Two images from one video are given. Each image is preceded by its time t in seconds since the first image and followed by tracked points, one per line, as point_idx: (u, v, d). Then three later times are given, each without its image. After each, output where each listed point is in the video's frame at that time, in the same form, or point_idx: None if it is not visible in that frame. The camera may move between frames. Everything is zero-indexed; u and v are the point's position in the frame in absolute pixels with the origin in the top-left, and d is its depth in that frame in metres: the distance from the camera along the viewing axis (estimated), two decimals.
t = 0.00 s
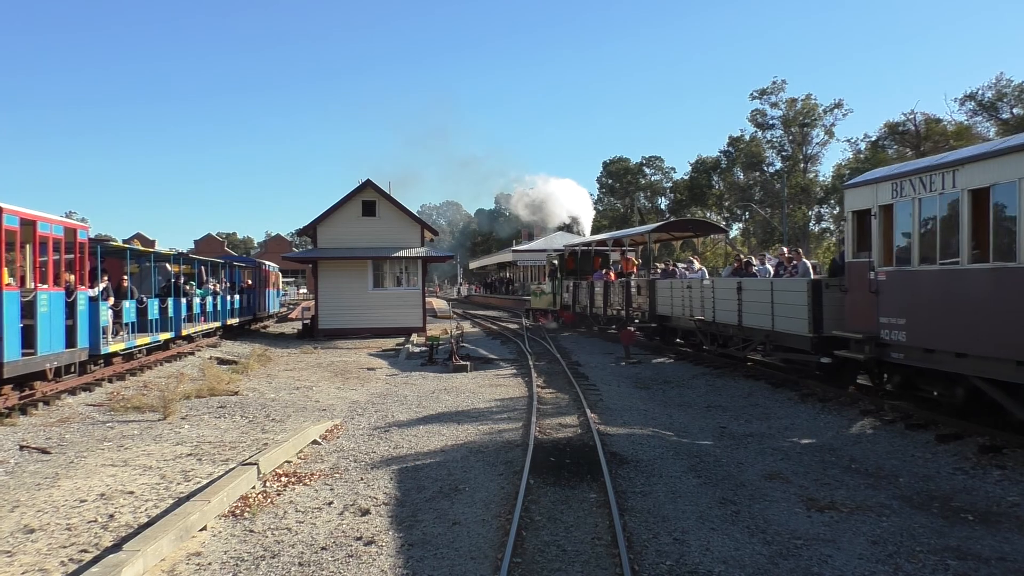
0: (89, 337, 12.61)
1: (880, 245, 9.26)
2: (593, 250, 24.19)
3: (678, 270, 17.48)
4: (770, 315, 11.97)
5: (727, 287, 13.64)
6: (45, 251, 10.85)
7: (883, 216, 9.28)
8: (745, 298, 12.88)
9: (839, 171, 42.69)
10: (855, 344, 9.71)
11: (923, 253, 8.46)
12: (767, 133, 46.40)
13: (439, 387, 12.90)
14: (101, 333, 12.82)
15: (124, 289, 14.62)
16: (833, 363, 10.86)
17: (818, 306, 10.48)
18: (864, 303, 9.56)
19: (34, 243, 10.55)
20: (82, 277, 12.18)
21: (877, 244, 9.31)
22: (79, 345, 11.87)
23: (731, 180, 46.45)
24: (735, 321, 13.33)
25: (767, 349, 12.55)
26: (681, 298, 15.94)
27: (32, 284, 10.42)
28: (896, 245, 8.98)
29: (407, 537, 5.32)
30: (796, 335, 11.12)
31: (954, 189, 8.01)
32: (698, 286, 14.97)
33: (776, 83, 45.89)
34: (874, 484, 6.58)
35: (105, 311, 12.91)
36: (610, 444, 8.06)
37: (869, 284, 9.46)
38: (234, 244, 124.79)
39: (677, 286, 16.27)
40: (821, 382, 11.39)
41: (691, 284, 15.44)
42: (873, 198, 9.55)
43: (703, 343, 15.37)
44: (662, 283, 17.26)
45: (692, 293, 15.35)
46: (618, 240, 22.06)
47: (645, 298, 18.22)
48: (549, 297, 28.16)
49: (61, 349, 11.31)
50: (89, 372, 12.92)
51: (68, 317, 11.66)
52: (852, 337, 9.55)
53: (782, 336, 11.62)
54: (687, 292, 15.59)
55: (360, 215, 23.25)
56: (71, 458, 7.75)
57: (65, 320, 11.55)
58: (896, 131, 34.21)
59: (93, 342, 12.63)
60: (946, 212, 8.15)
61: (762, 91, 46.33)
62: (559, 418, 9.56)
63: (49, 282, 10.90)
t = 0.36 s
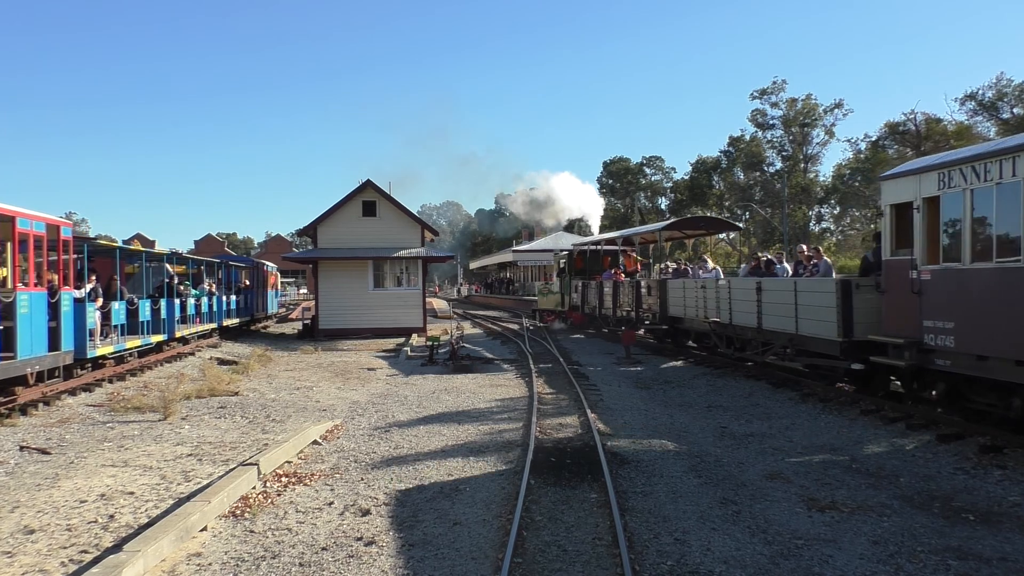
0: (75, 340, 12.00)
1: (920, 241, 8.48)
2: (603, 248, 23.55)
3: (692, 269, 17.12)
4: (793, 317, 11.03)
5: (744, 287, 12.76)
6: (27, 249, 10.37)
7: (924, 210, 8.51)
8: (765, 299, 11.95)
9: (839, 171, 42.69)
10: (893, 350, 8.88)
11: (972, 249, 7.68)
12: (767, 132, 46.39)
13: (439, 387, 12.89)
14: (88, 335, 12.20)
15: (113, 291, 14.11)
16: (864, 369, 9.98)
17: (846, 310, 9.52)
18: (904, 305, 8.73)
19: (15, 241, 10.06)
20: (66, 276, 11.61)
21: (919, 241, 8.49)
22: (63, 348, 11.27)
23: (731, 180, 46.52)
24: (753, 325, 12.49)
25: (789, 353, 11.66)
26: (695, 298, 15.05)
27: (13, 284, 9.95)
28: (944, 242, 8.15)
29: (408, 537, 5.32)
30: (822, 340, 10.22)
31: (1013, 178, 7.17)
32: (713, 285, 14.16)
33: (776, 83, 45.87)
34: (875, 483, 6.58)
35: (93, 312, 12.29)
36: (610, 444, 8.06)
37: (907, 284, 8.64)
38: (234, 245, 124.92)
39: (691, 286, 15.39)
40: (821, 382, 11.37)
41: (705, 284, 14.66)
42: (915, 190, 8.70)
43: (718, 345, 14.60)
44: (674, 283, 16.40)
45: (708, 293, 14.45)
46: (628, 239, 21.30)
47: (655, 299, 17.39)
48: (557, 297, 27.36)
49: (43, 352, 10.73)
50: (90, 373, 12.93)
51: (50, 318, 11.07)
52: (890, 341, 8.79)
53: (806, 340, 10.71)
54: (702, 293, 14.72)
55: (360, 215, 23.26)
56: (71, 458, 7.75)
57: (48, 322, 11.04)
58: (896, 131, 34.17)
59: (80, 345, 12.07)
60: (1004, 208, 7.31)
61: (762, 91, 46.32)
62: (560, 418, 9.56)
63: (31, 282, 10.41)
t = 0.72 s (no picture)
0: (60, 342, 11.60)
1: (975, 236, 7.69)
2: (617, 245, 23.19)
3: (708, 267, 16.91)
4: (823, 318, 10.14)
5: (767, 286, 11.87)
6: (8, 247, 9.99)
7: (981, 201, 7.68)
8: (791, 298, 11.07)
9: (841, 171, 42.66)
10: (942, 356, 8.03)
11: None
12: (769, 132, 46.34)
13: (440, 386, 12.86)
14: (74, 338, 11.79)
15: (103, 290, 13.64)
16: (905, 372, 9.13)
17: (885, 311, 8.61)
18: (956, 306, 7.94)
19: None
20: (51, 276, 11.20)
21: (974, 236, 7.68)
22: (47, 350, 10.86)
23: (732, 179, 46.51)
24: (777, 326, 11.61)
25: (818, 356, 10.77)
26: (712, 298, 14.25)
27: None
28: (1004, 238, 7.33)
29: (410, 537, 5.31)
30: (858, 342, 9.34)
31: None
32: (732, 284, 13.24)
33: (778, 82, 45.81)
34: (878, 483, 6.56)
35: (80, 312, 11.88)
36: (612, 443, 8.05)
37: (961, 282, 7.83)
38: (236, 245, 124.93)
39: (708, 285, 14.57)
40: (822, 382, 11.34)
41: (723, 283, 13.81)
42: (968, 179, 7.88)
43: (738, 347, 13.73)
44: (690, 283, 15.63)
45: (727, 292, 13.60)
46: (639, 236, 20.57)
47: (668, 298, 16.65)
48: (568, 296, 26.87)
49: (26, 355, 10.35)
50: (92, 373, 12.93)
51: (34, 320, 10.67)
52: (939, 347, 7.93)
53: (839, 342, 9.82)
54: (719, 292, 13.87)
55: (360, 215, 23.24)
56: (73, 458, 7.74)
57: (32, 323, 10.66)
58: (898, 130, 34.06)
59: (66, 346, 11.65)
60: None
61: (764, 90, 46.25)
62: (561, 417, 9.53)
63: (13, 281, 10.04)
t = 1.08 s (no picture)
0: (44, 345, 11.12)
1: None
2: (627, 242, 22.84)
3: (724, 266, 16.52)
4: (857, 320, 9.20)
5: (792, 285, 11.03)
6: None
7: None
8: (820, 298, 10.15)
9: (842, 170, 42.67)
10: (1000, 364, 7.07)
11: None
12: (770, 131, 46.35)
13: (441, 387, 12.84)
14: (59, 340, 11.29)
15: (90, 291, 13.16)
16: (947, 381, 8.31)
17: (929, 313, 7.68)
18: (1012, 307, 6.99)
19: None
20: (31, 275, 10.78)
21: None
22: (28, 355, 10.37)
23: (733, 179, 46.51)
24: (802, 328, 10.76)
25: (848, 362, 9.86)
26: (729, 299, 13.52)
27: None
28: None
29: (411, 536, 5.31)
30: (896, 348, 8.38)
31: None
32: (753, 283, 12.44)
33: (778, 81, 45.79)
34: (879, 482, 6.55)
35: (65, 315, 11.39)
36: (614, 443, 8.05)
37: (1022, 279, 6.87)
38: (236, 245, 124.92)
39: (726, 285, 13.82)
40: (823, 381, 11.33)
41: (742, 281, 13.08)
42: None
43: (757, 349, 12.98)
44: (705, 282, 14.96)
45: (745, 292, 12.78)
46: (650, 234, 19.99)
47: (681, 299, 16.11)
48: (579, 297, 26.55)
49: (6, 359, 9.88)
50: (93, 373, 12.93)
51: (13, 321, 10.25)
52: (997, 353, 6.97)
53: (873, 347, 8.93)
54: (738, 291, 13.11)
55: (360, 215, 23.25)
56: (74, 458, 7.75)
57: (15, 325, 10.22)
58: (900, 130, 33.89)
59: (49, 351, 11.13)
60: None
61: (766, 89, 46.24)
62: (562, 417, 9.51)
63: None
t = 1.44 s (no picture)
0: (25, 347, 10.74)
1: None
2: (636, 241, 22.59)
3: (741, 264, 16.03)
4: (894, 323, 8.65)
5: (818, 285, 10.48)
6: None
7: None
8: (852, 298, 9.53)
9: (843, 170, 42.60)
10: None
11: None
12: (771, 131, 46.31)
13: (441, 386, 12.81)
14: (40, 342, 10.90)
15: (76, 290, 12.90)
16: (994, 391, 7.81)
17: (983, 316, 7.14)
18: None
19: None
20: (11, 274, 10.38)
21: None
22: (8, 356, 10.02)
23: (735, 178, 46.47)
24: (827, 331, 10.22)
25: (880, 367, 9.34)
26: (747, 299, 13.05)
27: None
28: None
29: (411, 536, 5.31)
30: (939, 353, 7.85)
31: None
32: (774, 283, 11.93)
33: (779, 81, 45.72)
34: (880, 482, 6.54)
35: (47, 316, 11.04)
36: (614, 443, 8.03)
37: None
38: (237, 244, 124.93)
39: (744, 285, 13.30)
40: (824, 381, 11.31)
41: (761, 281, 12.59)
42: None
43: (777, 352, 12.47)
44: (722, 282, 14.53)
45: (766, 291, 12.22)
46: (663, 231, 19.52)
47: (693, 299, 15.83)
48: (589, 297, 26.29)
49: None
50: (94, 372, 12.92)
51: None
52: None
53: (913, 353, 8.34)
54: (757, 291, 12.59)
55: (360, 215, 23.25)
56: (75, 457, 7.75)
57: None
58: (901, 130, 33.71)
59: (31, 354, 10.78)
60: None
61: (767, 89, 46.17)
62: (562, 417, 9.49)
63: None
